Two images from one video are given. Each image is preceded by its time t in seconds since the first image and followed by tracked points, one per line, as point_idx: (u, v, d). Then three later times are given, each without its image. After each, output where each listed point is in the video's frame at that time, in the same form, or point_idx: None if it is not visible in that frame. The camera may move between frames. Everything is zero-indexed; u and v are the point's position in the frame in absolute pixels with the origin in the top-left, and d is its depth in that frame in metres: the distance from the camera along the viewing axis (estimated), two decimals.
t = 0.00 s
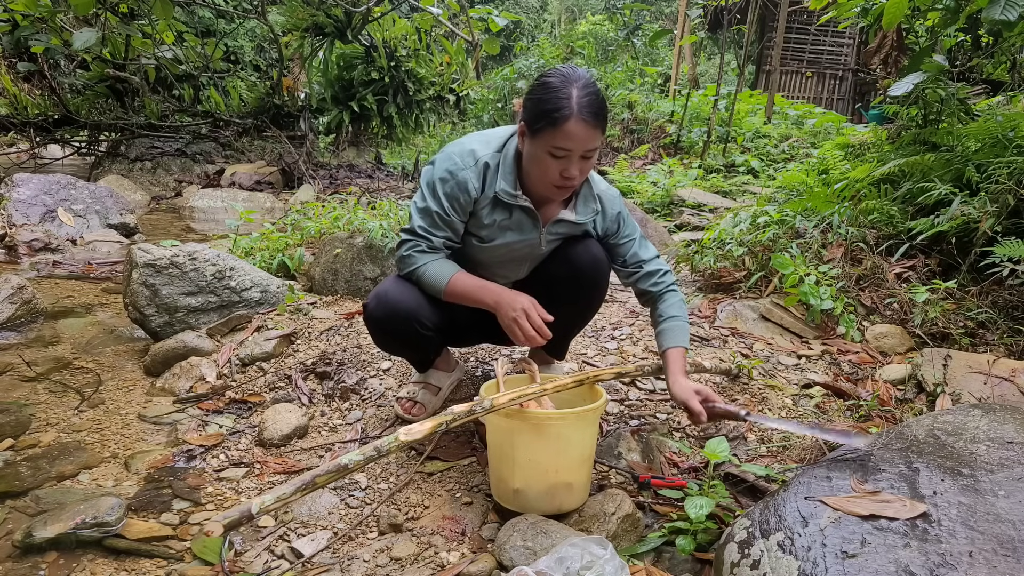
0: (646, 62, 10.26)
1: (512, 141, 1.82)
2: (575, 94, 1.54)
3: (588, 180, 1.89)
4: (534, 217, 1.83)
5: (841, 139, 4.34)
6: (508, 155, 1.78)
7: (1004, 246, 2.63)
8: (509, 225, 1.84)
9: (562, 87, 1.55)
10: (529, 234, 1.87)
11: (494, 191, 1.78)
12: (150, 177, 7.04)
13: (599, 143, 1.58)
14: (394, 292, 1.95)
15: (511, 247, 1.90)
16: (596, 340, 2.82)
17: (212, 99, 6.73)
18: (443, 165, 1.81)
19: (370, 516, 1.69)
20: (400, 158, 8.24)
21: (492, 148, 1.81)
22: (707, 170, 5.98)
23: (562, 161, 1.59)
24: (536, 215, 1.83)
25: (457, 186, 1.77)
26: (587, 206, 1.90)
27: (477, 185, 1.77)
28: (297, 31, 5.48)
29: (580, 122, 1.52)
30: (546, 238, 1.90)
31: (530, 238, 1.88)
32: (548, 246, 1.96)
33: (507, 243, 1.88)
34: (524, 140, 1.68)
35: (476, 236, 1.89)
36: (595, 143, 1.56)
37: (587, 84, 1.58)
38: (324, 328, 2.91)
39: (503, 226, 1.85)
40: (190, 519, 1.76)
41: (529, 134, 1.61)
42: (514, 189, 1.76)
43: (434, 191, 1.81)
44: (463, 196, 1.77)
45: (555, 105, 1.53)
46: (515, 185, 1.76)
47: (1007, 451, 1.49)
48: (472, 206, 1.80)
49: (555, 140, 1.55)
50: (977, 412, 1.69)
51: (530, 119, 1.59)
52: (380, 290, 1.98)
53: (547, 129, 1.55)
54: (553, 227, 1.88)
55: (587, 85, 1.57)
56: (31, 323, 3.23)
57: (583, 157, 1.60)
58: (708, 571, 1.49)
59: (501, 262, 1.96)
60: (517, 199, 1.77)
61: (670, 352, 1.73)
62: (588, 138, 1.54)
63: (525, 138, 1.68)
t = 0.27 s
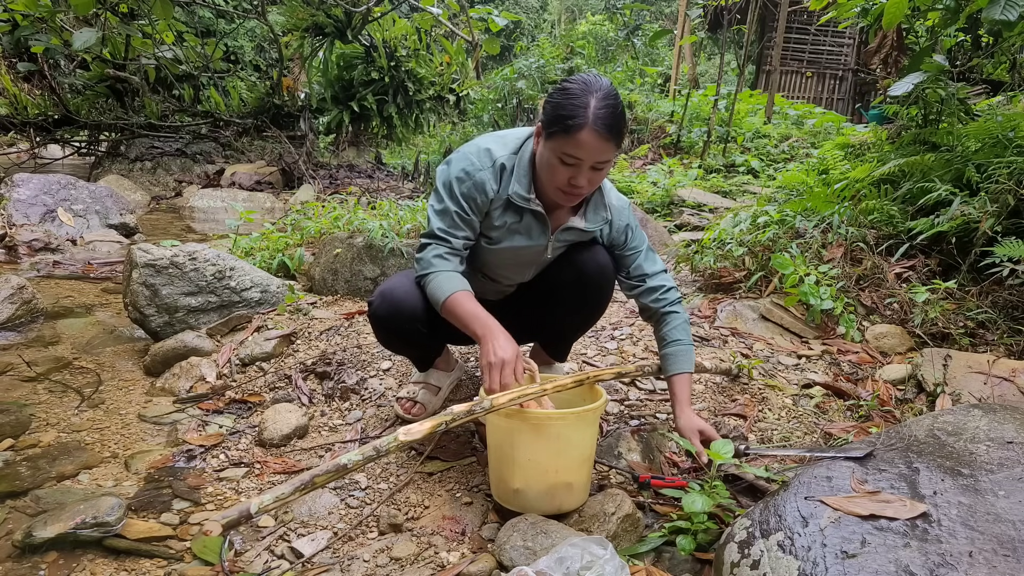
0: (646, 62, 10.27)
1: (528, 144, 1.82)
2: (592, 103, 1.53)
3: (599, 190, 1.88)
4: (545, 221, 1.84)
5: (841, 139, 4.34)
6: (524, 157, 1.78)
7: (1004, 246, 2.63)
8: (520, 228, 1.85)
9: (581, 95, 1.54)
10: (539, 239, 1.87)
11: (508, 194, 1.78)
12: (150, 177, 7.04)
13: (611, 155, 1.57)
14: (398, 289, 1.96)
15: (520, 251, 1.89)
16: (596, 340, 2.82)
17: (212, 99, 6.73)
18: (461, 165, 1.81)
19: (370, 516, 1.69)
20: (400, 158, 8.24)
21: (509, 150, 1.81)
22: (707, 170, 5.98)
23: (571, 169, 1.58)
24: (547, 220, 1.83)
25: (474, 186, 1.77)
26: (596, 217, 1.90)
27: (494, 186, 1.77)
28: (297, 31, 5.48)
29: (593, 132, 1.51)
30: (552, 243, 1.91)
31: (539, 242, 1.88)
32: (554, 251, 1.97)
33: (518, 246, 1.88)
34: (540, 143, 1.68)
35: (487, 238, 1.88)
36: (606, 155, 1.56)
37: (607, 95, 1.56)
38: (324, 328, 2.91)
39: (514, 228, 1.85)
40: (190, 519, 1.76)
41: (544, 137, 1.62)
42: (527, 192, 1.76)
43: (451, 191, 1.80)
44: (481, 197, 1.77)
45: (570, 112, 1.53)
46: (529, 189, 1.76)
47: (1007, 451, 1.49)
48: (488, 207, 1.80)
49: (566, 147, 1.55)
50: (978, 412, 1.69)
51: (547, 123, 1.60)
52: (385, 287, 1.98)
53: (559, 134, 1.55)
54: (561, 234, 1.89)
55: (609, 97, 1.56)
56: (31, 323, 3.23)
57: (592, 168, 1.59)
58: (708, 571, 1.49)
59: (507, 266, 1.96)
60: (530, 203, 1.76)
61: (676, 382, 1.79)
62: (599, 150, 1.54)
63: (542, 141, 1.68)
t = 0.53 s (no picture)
0: (646, 62, 10.27)
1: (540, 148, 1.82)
2: (593, 94, 1.54)
3: (605, 188, 1.88)
4: (553, 225, 1.85)
5: (841, 139, 4.34)
6: (534, 159, 1.76)
7: (1004, 246, 2.63)
8: (532, 231, 1.84)
9: (584, 87, 1.56)
10: (546, 244, 1.88)
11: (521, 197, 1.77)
12: (150, 177, 7.04)
13: (609, 148, 1.56)
14: (404, 286, 1.94)
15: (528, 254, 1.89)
16: (596, 340, 2.82)
17: (212, 99, 6.73)
18: (480, 172, 1.78)
19: (370, 516, 1.69)
20: (400, 158, 8.24)
21: (520, 152, 1.79)
22: (707, 170, 5.98)
23: (569, 159, 1.58)
24: (554, 221, 1.83)
25: (498, 191, 1.75)
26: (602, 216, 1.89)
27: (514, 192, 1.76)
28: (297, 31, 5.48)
29: (590, 121, 1.52)
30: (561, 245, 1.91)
31: (545, 247, 1.88)
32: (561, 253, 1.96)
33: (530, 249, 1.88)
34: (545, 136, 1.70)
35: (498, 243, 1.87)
36: (603, 147, 1.55)
37: (611, 89, 1.57)
38: (324, 328, 2.91)
39: (529, 231, 1.84)
40: (190, 519, 1.76)
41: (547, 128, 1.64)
42: (538, 194, 1.75)
43: (476, 199, 1.77)
44: (508, 200, 1.76)
45: (571, 101, 1.55)
46: (539, 191, 1.75)
47: (1008, 451, 1.49)
48: (508, 211, 1.78)
49: (564, 135, 1.55)
50: (978, 412, 1.69)
51: (550, 114, 1.62)
52: (390, 285, 1.97)
53: (559, 123, 1.57)
54: (568, 237, 1.89)
55: (613, 91, 1.57)
56: (31, 323, 3.23)
57: (591, 161, 1.59)
58: (708, 571, 1.49)
59: (516, 269, 1.95)
60: (540, 205, 1.76)
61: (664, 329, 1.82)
62: (596, 140, 1.53)
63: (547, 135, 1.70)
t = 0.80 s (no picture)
0: (646, 62, 10.28)
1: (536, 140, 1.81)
2: (584, 78, 1.57)
3: (601, 181, 1.89)
4: (551, 217, 1.84)
5: (841, 139, 4.34)
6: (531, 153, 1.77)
7: (1004, 246, 2.63)
8: (529, 226, 1.84)
9: (576, 73, 1.59)
10: (545, 237, 1.86)
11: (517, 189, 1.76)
12: (150, 177, 7.04)
13: (598, 133, 1.57)
14: (405, 284, 1.95)
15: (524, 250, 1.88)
16: (596, 340, 2.82)
17: (212, 100, 6.73)
18: (475, 166, 1.76)
19: (370, 516, 1.69)
20: (399, 158, 8.23)
21: (518, 147, 1.79)
22: (707, 170, 5.98)
23: (558, 142, 1.60)
24: (551, 214, 1.83)
25: (492, 185, 1.73)
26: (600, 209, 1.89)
27: (509, 185, 1.75)
28: (297, 31, 5.48)
29: (578, 102, 1.54)
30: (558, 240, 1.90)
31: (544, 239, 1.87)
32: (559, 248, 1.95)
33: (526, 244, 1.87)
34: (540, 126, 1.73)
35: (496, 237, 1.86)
36: (591, 129, 1.56)
37: (603, 76, 1.60)
38: (324, 328, 2.91)
39: (524, 225, 1.84)
40: (190, 519, 1.76)
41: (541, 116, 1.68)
42: (533, 186, 1.75)
43: (468, 192, 1.75)
44: (502, 196, 1.74)
45: (562, 86, 1.59)
46: (535, 183, 1.76)
47: (1007, 451, 1.49)
48: (503, 205, 1.77)
49: (552, 117, 1.58)
50: (978, 412, 1.69)
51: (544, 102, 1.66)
52: (391, 283, 1.98)
53: (550, 107, 1.60)
54: (565, 229, 1.87)
55: (605, 78, 1.59)
56: (31, 323, 3.23)
57: (580, 145, 1.59)
58: (708, 571, 1.49)
59: (512, 264, 1.95)
60: (537, 197, 1.76)
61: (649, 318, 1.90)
62: (583, 122, 1.55)
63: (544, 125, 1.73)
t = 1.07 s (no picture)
0: (646, 62, 10.28)
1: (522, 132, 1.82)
2: (570, 63, 1.61)
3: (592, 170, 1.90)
4: (541, 208, 1.84)
5: (841, 139, 4.34)
6: (517, 144, 1.79)
7: (1004, 246, 2.63)
8: (519, 217, 1.85)
9: (562, 59, 1.63)
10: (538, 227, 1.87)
11: (506, 179, 1.77)
12: (150, 177, 7.04)
13: (587, 114, 1.60)
14: (400, 280, 1.97)
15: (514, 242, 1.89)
16: (596, 339, 2.82)
17: (212, 99, 6.73)
18: (455, 156, 1.77)
19: (370, 516, 1.69)
20: (399, 158, 8.24)
21: (503, 137, 1.80)
22: (707, 170, 5.98)
23: (547, 126, 1.63)
24: (544, 205, 1.85)
25: (471, 175, 1.73)
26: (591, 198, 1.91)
27: (490, 175, 1.75)
28: (297, 31, 5.47)
29: (565, 84, 1.57)
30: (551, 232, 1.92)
31: (537, 230, 1.88)
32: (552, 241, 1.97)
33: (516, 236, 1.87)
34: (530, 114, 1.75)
35: (485, 230, 1.87)
36: (579, 110, 1.58)
37: (590, 61, 1.63)
38: (324, 328, 2.91)
39: (512, 216, 1.84)
40: (190, 519, 1.76)
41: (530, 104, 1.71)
42: (524, 176, 1.76)
43: (447, 182, 1.76)
44: (478, 186, 1.74)
45: (549, 72, 1.62)
46: (526, 173, 1.77)
47: (1007, 451, 1.49)
48: (485, 195, 1.77)
49: (541, 101, 1.61)
50: (978, 412, 1.69)
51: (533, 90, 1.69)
52: (386, 280, 1.99)
53: (538, 93, 1.63)
54: (558, 218, 1.89)
55: (592, 63, 1.63)
56: (31, 324, 3.23)
57: (569, 127, 1.62)
58: (708, 571, 1.49)
59: (504, 258, 1.95)
60: (528, 186, 1.77)
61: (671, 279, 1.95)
62: (571, 103, 1.57)
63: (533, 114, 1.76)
